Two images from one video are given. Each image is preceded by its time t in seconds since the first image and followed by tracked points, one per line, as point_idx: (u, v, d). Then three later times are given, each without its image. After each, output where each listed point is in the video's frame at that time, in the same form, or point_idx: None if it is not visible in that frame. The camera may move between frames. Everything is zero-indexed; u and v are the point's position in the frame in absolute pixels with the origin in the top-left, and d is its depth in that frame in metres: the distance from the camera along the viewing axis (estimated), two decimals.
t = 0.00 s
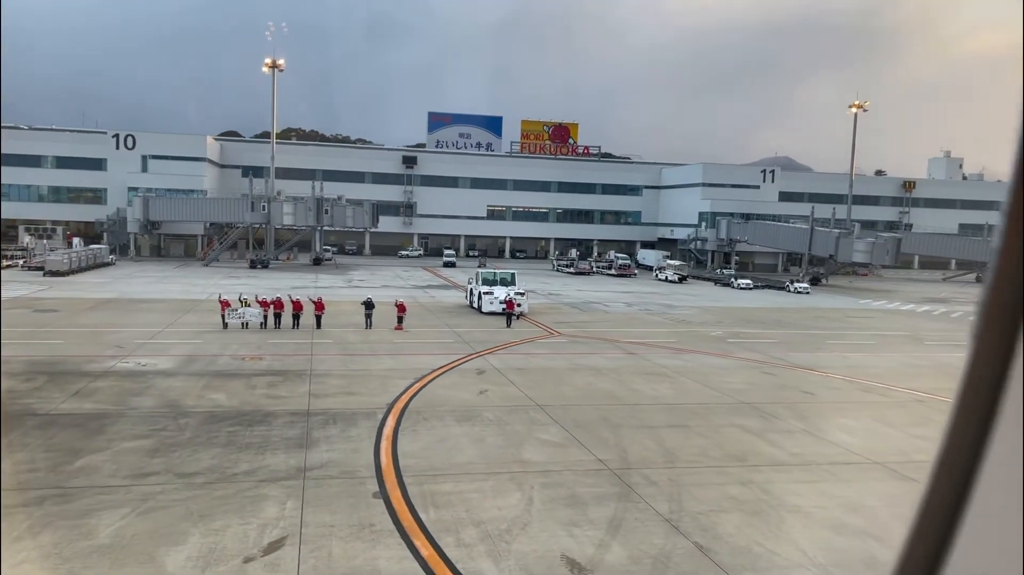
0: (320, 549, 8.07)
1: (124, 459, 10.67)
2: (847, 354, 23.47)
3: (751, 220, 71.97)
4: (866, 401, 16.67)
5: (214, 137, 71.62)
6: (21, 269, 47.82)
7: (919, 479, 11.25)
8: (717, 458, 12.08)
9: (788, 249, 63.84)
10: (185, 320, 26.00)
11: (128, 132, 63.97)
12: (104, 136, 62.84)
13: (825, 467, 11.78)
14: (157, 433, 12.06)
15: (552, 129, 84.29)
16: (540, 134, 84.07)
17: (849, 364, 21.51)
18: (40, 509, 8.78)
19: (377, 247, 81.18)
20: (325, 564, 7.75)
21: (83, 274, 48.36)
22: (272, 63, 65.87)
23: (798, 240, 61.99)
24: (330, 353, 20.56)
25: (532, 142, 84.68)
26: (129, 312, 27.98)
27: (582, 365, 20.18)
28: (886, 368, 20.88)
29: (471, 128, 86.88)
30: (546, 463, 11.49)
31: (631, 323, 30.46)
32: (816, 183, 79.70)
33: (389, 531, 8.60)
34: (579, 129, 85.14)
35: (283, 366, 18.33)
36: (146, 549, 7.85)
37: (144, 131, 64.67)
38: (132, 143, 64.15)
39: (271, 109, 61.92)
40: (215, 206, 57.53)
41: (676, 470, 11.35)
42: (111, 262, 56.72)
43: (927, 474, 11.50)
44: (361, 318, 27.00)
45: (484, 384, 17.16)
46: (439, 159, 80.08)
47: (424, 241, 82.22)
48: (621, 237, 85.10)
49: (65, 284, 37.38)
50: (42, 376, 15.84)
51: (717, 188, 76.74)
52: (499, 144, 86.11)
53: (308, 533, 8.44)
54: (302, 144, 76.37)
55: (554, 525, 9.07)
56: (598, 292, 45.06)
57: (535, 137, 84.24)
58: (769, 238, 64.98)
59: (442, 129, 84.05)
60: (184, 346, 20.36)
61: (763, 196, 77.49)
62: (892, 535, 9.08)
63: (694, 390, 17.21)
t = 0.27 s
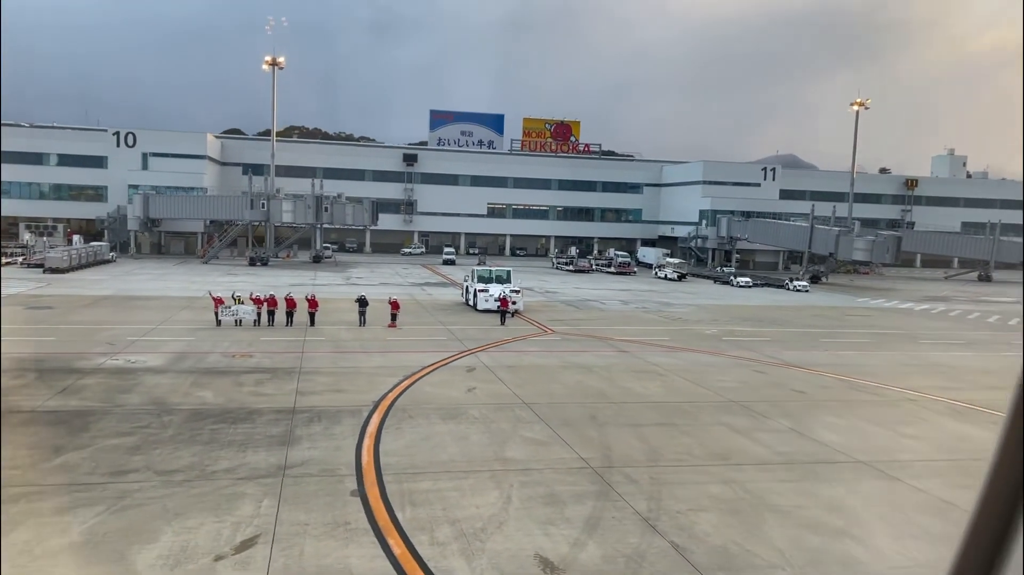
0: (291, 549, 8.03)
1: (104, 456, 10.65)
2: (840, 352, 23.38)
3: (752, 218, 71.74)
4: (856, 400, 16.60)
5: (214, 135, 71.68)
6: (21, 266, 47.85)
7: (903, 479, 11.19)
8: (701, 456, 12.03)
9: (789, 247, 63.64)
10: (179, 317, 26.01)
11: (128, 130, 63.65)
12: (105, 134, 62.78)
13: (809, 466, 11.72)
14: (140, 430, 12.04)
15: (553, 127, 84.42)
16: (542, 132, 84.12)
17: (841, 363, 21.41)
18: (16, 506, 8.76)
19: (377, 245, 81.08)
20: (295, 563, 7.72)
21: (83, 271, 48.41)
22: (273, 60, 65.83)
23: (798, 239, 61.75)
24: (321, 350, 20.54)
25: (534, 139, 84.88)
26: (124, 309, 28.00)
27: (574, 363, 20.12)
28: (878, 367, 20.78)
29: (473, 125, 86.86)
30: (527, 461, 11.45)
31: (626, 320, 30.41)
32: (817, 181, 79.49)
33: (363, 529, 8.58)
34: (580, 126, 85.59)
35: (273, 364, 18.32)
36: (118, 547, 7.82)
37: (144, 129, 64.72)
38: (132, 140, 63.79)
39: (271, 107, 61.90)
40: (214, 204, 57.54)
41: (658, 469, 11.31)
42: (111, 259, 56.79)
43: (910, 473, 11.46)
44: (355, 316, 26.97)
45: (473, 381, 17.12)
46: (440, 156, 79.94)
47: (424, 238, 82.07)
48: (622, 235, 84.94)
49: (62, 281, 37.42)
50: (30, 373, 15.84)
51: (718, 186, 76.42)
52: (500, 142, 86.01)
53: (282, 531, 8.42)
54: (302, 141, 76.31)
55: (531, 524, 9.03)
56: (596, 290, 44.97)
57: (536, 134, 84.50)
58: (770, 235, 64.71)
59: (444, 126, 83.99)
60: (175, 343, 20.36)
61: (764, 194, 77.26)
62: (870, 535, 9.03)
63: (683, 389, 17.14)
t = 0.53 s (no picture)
0: (263, 546, 8.00)
1: (85, 454, 10.65)
2: (836, 351, 23.26)
3: (754, 216, 71.45)
4: (847, 398, 16.49)
5: (216, 133, 71.74)
6: (22, 264, 47.98)
7: (888, 478, 11.13)
8: (685, 454, 11.96)
9: (790, 245, 63.38)
10: (174, 315, 26.03)
11: (130, 127, 64.01)
12: (106, 131, 63.06)
13: (794, 465, 11.65)
14: (124, 427, 12.04)
15: (557, 124, 84.03)
16: (545, 130, 83.71)
17: (836, 361, 21.29)
18: None
19: (379, 243, 80.96)
20: (266, 560, 7.69)
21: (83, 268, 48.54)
22: (273, 58, 65.82)
23: (800, 236, 61.50)
24: (313, 348, 20.53)
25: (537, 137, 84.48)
26: (121, 306, 28.06)
27: (566, 360, 20.07)
28: (872, 366, 20.68)
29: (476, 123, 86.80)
30: (510, 459, 11.39)
31: (623, 319, 30.32)
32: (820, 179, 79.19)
33: (337, 528, 8.54)
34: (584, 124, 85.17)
35: (263, 361, 18.30)
36: (90, 545, 7.81)
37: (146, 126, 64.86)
38: (134, 138, 64.35)
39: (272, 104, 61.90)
40: (215, 202, 57.61)
41: (641, 467, 11.25)
42: (113, 256, 56.97)
43: (895, 472, 11.38)
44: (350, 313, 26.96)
45: (462, 379, 17.07)
46: (442, 154, 79.79)
47: (426, 237, 81.84)
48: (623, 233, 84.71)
49: (62, 279, 37.53)
50: (20, 370, 15.86)
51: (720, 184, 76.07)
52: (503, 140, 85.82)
53: (256, 529, 8.39)
54: (304, 139, 76.28)
55: (507, 522, 8.99)
56: (595, 288, 44.85)
57: (540, 132, 83.98)
58: (771, 233, 64.43)
59: (447, 124, 83.92)
60: (167, 341, 20.38)
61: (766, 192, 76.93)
62: (850, 534, 8.98)
63: (674, 387, 17.07)
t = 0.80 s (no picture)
0: (235, 545, 7.96)
1: (65, 452, 10.63)
2: (831, 350, 23.14)
3: (755, 214, 71.11)
4: (838, 398, 16.39)
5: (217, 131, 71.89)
6: (22, 262, 48.12)
7: (873, 478, 11.05)
8: (669, 454, 11.90)
9: (791, 243, 63.11)
10: (169, 313, 26.05)
11: (131, 126, 64.22)
12: (107, 130, 63.32)
13: (778, 465, 11.56)
14: (106, 426, 12.02)
15: (560, 123, 83.57)
16: (548, 128, 83.14)
17: (830, 360, 21.17)
18: None
19: (381, 242, 80.46)
20: (237, 560, 7.64)
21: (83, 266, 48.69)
22: (273, 57, 65.90)
23: (801, 234, 61.25)
24: (304, 347, 20.50)
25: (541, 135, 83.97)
26: (117, 305, 28.11)
27: (558, 359, 19.98)
28: (867, 365, 20.56)
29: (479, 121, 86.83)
30: (492, 458, 11.34)
31: (619, 317, 30.22)
32: (823, 177, 78.91)
33: (311, 528, 8.49)
34: (587, 122, 84.68)
35: (253, 360, 18.29)
36: (59, 545, 7.77)
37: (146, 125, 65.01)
38: (135, 137, 64.61)
39: (273, 103, 61.91)
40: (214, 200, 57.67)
41: (622, 466, 11.19)
42: (114, 255, 57.17)
43: (879, 474, 11.31)
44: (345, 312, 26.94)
45: (451, 377, 17.01)
46: (443, 152, 79.59)
47: (427, 235, 81.43)
48: (625, 231, 84.44)
49: (60, 277, 37.64)
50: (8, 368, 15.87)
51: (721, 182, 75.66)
52: (505, 138, 85.56)
53: (229, 529, 8.34)
54: (306, 138, 76.21)
55: (483, 521, 8.94)
56: (594, 286, 44.71)
57: (543, 130, 83.50)
58: (772, 232, 64.14)
59: (449, 123, 83.89)
60: (159, 340, 20.39)
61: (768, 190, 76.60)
62: (829, 534, 8.92)
63: (664, 386, 16.99)
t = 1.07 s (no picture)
0: (206, 546, 7.92)
1: (45, 452, 10.63)
2: (825, 349, 23.03)
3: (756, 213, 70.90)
4: (829, 397, 16.30)
5: (218, 131, 72.01)
6: (22, 261, 48.29)
7: (857, 479, 10.98)
8: (652, 453, 11.85)
9: (792, 243, 62.99)
10: (164, 313, 26.08)
11: (131, 126, 64.50)
12: (108, 129, 63.49)
13: (762, 465, 11.49)
14: (89, 426, 12.02)
15: (563, 122, 82.53)
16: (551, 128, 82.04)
17: (824, 360, 21.06)
18: None
19: (383, 241, 79.28)
20: (207, 560, 7.61)
21: (84, 266, 48.90)
22: (274, 56, 65.94)
23: (802, 233, 61.05)
24: (296, 346, 20.49)
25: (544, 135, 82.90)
26: (112, 304, 28.16)
27: (549, 358, 19.92)
28: (860, 365, 20.44)
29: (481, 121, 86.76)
30: (473, 457, 11.30)
31: (615, 316, 30.13)
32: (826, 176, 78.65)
33: (284, 528, 8.46)
34: (590, 121, 83.74)
35: (243, 359, 18.28)
36: (30, 545, 7.75)
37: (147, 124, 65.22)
38: (135, 136, 64.81)
39: (273, 102, 61.97)
40: (214, 199, 57.74)
41: (605, 466, 11.15)
42: (115, 254, 57.37)
43: (863, 473, 11.24)
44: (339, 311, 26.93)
45: (440, 377, 16.95)
46: (444, 151, 79.28)
47: (429, 234, 80.74)
48: (627, 231, 84.14)
49: (59, 277, 37.73)
50: None
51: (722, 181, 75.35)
52: (507, 137, 85.44)
53: (202, 528, 8.32)
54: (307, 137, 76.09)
55: (459, 522, 8.90)
56: (593, 286, 44.52)
57: (547, 130, 82.54)
58: (773, 231, 63.85)
59: (452, 122, 83.88)
60: (151, 339, 20.41)
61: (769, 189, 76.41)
62: (807, 536, 8.88)
63: (654, 386, 16.92)
